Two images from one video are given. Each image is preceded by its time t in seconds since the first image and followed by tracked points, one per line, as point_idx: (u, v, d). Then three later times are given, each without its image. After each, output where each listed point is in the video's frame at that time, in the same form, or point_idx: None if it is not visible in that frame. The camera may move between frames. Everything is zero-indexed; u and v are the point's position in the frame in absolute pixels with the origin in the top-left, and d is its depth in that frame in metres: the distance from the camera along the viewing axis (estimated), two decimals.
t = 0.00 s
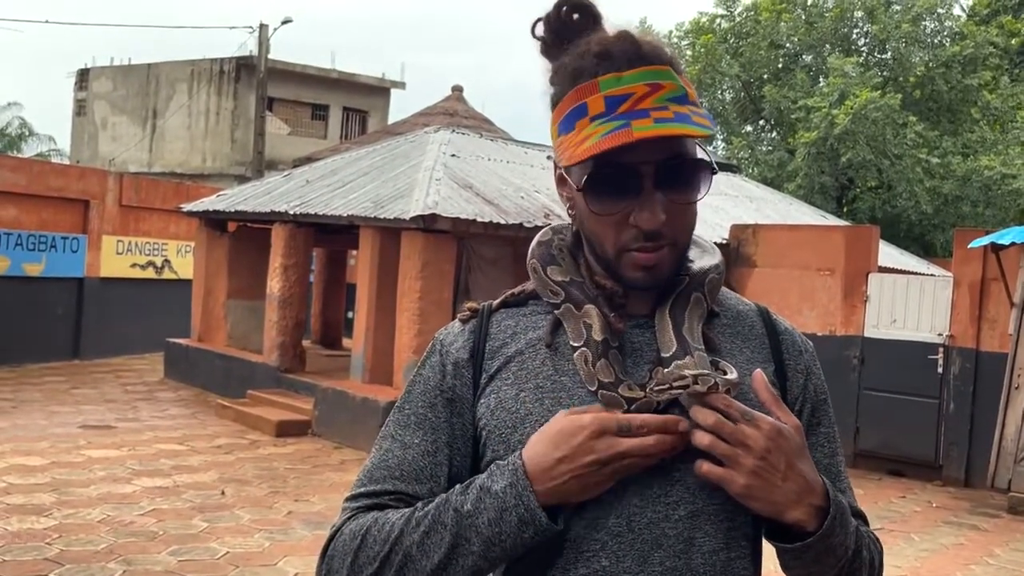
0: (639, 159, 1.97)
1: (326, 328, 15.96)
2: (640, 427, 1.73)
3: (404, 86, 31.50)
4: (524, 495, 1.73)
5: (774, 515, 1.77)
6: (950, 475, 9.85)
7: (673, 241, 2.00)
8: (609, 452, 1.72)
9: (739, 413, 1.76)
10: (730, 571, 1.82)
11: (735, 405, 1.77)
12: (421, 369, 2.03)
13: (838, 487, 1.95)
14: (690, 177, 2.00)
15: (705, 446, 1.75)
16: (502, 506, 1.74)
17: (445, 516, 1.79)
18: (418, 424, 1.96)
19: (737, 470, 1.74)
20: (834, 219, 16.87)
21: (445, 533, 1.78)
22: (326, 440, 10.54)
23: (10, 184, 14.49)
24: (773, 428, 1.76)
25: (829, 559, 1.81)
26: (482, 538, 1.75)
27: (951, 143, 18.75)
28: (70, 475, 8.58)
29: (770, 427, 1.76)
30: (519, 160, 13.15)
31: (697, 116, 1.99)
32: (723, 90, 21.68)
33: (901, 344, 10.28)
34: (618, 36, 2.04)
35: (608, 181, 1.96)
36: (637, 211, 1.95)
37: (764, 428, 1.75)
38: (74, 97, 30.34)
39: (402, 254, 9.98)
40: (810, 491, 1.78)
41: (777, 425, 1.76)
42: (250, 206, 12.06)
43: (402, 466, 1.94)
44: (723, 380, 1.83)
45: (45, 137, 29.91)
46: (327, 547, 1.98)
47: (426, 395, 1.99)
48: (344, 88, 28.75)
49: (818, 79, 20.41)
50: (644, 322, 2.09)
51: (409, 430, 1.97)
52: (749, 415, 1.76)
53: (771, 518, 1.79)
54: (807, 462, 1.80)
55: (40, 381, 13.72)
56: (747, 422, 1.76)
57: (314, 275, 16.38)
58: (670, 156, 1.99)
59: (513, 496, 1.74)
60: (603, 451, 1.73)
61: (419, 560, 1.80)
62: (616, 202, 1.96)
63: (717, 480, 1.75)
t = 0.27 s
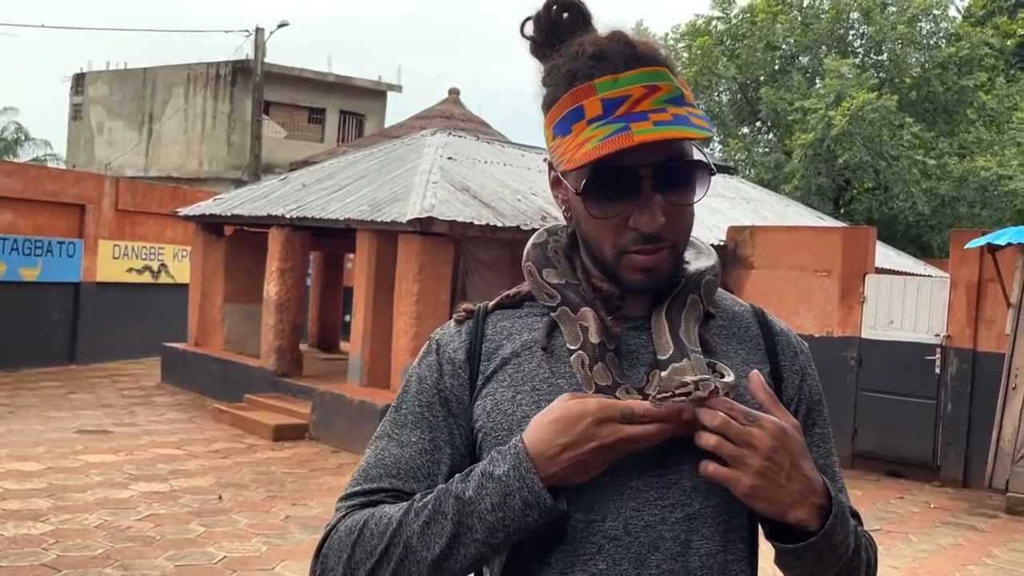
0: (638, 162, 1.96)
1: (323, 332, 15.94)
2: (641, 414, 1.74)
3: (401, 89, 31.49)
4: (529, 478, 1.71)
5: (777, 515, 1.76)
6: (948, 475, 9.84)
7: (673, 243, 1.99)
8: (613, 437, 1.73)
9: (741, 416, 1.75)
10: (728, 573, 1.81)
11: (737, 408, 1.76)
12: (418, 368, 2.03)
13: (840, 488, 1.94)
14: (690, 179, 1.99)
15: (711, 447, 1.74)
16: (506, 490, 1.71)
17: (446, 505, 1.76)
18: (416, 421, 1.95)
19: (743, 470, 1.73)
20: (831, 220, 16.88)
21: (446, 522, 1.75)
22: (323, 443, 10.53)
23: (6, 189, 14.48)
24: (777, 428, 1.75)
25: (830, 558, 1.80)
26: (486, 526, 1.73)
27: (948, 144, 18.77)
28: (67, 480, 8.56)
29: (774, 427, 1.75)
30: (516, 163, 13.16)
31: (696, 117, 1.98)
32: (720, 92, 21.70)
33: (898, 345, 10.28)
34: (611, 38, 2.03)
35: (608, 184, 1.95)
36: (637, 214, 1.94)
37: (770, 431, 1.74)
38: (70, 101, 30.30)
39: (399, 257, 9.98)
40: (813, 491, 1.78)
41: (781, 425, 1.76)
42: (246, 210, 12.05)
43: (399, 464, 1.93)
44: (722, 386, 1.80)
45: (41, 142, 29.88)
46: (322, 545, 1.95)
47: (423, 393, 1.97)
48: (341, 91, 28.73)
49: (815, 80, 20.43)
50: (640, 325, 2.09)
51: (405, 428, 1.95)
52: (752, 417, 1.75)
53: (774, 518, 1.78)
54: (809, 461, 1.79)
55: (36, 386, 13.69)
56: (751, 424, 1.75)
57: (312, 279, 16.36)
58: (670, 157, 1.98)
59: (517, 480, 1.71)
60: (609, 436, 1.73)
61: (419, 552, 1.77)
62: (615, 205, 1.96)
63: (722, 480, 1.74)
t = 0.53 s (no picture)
0: (630, 163, 1.96)
1: (317, 334, 15.92)
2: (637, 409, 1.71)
3: (395, 92, 31.47)
4: (525, 471, 1.70)
5: (775, 518, 1.77)
6: (943, 475, 9.86)
7: (668, 245, 1.98)
8: (607, 433, 1.71)
9: (741, 420, 1.73)
10: None
11: (737, 412, 1.74)
12: (414, 370, 2.02)
13: (838, 491, 1.94)
14: (682, 181, 1.99)
15: (709, 451, 1.73)
16: (504, 484, 1.71)
17: (444, 501, 1.75)
18: (412, 422, 1.95)
19: (743, 474, 1.72)
20: (825, 221, 16.91)
21: (443, 519, 1.74)
22: (319, 446, 10.51)
23: None
24: (777, 431, 1.74)
25: (827, 561, 1.81)
26: (484, 521, 1.72)
27: (941, 144, 18.83)
28: (61, 485, 8.54)
29: (775, 430, 1.74)
30: (510, 165, 13.16)
31: (687, 117, 1.97)
32: (713, 93, 21.74)
33: (893, 345, 10.29)
34: (602, 39, 2.03)
35: (599, 187, 1.95)
36: (629, 216, 1.94)
37: (771, 434, 1.73)
38: (63, 105, 30.22)
39: (394, 259, 9.97)
40: (811, 492, 1.78)
41: (781, 427, 1.75)
42: (241, 213, 12.03)
43: (395, 465, 1.92)
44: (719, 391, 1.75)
45: (34, 146, 29.80)
46: (319, 546, 1.95)
47: (419, 395, 1.97)
48: (334, 94, 28.71)
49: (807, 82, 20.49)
50: (635, 328, 2.08)
51: (401, 430, 1.95)
52: (752, 420, 1.74)
53: (772, 520, 1.78)
54: (807, 463, 1.79)
55: (30, 390, 13.65)
56: (751, 428, 1.73)
57: (306, 282, 16.35)
58: (662, 159, 1.97)
59: (514, 474, 1.71)
60: (606, 431, 1.71)
61: (417, 549, 1.76)
62: (609, 207, 1.95)
63: (722, 483, 1.74)
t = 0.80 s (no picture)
0: (613, 168, 1.96)
1: (311, 337, 15.90)
2: (630, 410, 1.73)
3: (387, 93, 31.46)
4: (523, 473, 1.70)
5: (767, 517, 1.77)
6: (936, 474, 9.89)
7: (656, 246, 1.98)
8: (600, 434, 1.71)
9: (733, 421, 1.73)
10: None
11: (730, 413, 1.74)
12: (407, 372, 2.02)
13: (830, 490, 1.94)
14: (667, 183, 1.98)
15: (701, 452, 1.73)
16: (501, 486, 1.70)
17: (441, 504, 1.74)
18: (406, 424, 1.94)
19: (735, 474, 1.73)
20: (817, 221, 16.92)
21: (440, 522, 1.73)
22: (312, 449, 10.49)
23: None
24: (770, 431, 1.74)
25: (819, 560, 1.81)
26: (481, 524, 1.71)
27: (933, 144, 18.86)
28: (53, 489, 8.51)
29: (767, 429, 1.74)
30: (503, 166, 13.16)
31: (667, 118, 1.97)
32: (706, 94, 21.75)
33: (886, 345, 10.32)
34: (582, 43, 2.04)
35: (584, 192, 1.95)
36: (616, 220, 1.94)
37: (763, 434, 1.73)
38: (54, 108, 30.11)
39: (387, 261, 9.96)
40: (802, 492, 1.78)
41: (774, 427, 1.75)
42: (233, 215, 12.01)
43: (389, 468, 1.91)
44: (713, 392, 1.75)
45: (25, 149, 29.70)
46: (315, 549, 1.93)
47: (412, 397, 1.97)
48: (327, 96, 28.67)
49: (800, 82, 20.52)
50: (627, 330, 2.09)
51: (395, 431, 1.94)
52: (744, 420, 1.73)
53: (764, 520, 1.79)
54: (798, 462, 1.80)
55: (23, 394, 13.60)
56: (744, 428, 1.73)
57: (299, 284, 16.33)
58: (645, 162, 1.97)
59: (512, 475, 1.70)
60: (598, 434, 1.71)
61: (413, 553, 1.75)
62: (594, 212, 1.95)
63: (715, 483, 1.74)
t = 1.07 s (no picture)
0: (598, 171, 1.95)
1: (304, 338, 15.88)
2: (638, 409, 1.68)
3: (379, 94, 31.45)
4: (529, 471, 1.67)
5: (759, 513, 1.77)
6: (928, 471, 9.92)
7: (646, 247, 1.98)
8: (606, 434, 1.67)
9: (725, 419, 1.72)
10: None
11: (722, 410, 1.73)
12: (399, 372, 2.01)
13: (821, 486, 1.95)
14: (651, 182, 1.98)
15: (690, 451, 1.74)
16: (507, 486, 1.67)
17: (446, 504, 1.72)
18: (403, 424, 1.92)
19: (726, 472, 1.72)
20: (808, 219, 16.97)
21: (446, 523, 1.70)
22: (305, 450, 10.48)
23: None
24: (760, 428, 1.73)
25: (811, 555, 1.81)
26: (489, 524, 1.68)
27: (924, 142, 18.91)
28: (45, 492, 8.47)
29: (757, 426, 1.73)
30: (495, 166, 13.16)
31: (647, 119, 1.96)
32: (697, 93, 21.78)
33: (877, 342, 10.34)
34: (555, 49, 2.04)
35: (570, 197, 1.94)
36: (604, 224, 1.93)
37: (754, 430, 1.73)
38: (44, 110, 30.00)
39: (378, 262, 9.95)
40: (793, 487, 1.78)
41: (763, 425, 1.74)
42: (224, 217, 11.98)
43: (387, 469, 1.89)
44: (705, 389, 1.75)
45: (15, 152, 29.60)
46: (318, 552, 1.90)
47: (407, 398, 1.95)
48: (318, 96, 28.66)
49: (791, 80, 20.56)
50: (617, 330, 2.08)
51: (392, 432, 1.92)
52: (736, 418, 1.73)
53: (755, 515, 1.78)
54: (789, 458, 1.79)
55: (14, 397, 13.54)
56: (735, 426, 1.72)
57: (291, 285, 16.31)
58: (631, 163, 1.96)
59: (518, 474, 1.67)
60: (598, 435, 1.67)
61: (419, 555, 1.72)
62: (582, 217, 1.94)
63: (706, 481, 1.74)
